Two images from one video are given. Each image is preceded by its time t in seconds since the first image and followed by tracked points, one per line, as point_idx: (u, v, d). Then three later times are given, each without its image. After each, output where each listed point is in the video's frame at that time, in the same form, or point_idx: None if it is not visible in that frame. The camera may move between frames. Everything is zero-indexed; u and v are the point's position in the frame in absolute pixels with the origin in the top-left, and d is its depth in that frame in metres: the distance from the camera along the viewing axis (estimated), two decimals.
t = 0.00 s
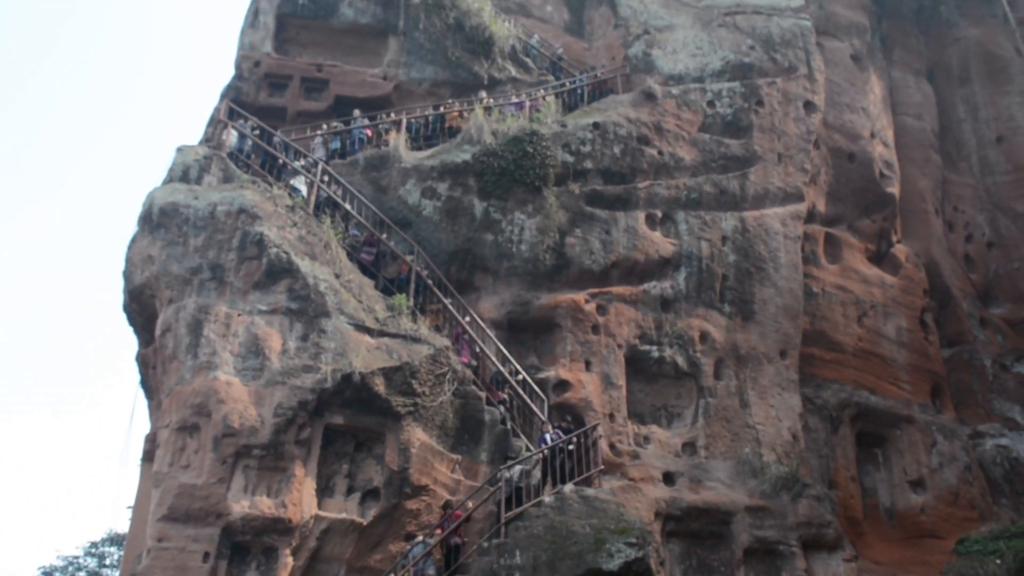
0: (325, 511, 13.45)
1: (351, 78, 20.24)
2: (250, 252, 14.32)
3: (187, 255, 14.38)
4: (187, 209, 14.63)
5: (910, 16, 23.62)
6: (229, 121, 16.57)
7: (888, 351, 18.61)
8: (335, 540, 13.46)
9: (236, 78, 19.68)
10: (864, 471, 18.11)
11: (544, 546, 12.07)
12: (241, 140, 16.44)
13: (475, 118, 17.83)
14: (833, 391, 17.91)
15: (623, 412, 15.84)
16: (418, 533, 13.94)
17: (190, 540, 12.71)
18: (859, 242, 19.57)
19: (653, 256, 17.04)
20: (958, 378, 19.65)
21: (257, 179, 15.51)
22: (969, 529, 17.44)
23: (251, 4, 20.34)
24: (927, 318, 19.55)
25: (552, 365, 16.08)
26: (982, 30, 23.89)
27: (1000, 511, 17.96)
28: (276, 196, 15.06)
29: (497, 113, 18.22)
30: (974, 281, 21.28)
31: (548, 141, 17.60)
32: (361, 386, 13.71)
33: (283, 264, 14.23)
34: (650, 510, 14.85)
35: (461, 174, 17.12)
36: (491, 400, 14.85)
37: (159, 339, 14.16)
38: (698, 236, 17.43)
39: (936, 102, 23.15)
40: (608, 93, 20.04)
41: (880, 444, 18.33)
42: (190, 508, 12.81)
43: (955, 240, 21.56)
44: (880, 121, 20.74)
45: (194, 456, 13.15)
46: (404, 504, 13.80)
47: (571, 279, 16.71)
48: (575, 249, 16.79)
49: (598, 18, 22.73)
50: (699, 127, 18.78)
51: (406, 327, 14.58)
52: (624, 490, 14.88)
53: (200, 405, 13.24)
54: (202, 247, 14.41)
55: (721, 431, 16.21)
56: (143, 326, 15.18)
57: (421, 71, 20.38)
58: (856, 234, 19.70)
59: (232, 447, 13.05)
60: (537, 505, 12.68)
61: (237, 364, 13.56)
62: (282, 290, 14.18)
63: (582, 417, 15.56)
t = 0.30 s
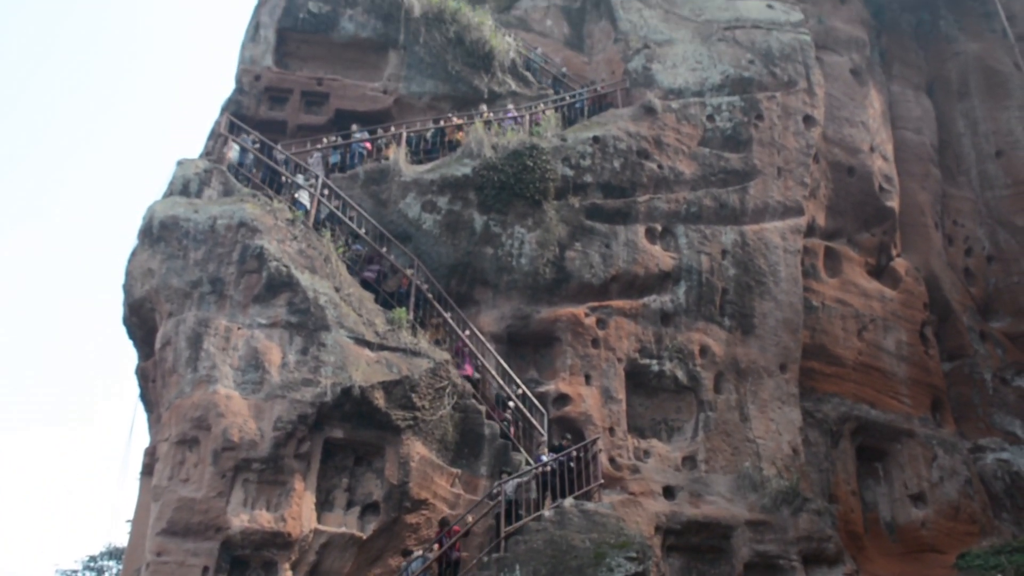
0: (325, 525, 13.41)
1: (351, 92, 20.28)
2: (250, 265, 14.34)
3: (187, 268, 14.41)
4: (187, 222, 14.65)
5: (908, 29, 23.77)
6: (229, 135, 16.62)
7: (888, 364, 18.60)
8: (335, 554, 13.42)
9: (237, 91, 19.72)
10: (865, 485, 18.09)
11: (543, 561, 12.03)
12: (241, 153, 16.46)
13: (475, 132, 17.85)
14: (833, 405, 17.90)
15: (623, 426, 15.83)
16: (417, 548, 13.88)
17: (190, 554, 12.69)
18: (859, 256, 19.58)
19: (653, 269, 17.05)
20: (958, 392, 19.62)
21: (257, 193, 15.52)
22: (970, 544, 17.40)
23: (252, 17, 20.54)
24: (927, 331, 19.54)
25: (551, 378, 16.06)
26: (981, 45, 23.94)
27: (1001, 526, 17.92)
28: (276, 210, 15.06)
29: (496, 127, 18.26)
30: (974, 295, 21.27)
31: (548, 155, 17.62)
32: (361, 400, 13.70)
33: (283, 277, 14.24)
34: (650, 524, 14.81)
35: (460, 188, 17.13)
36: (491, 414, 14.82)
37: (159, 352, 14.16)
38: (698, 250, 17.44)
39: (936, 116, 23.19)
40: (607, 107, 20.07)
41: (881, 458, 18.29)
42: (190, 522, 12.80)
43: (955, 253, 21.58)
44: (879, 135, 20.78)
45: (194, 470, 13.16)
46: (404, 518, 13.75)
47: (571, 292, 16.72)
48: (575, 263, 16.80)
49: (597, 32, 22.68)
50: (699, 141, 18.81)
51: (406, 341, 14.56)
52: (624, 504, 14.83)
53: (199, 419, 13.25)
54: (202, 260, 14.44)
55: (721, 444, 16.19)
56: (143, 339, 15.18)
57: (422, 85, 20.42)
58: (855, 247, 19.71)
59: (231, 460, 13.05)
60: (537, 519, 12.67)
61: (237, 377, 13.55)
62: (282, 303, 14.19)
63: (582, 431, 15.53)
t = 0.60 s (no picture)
0: (325, 541, 13.39)
1: (352, 108, 20.34)
2: (250, 281, 14.36)
3: (188, 284, 14.43)
4: (188, 238, 14.70)
5: (907, 44, 23.76)
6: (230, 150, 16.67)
7: (889, 379, 18.59)
8: (335, 570, 13.38)
9: (238, 107, 19.78)
10: (866, 501, 18.06)
11: None
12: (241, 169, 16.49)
13: (475, 148, 17.89)
14: (833, 420, 17.89)
15: (623, 441, 15.81)
16: (417, 565, 13.81)
17: (189, 570, 12.67)
18: (860, 271, 19.59)
19: (653, 285, 17.06)
20: (959, 407, 19.59)
21: (257, 208, 15.55)
22: (972, 559, 17.34)
23: (252, 34, 20.60)
24: (928, 346, 19.54)
25: (552, 394, 16.04)
26: (980, 60, 23.96)
27: (1003, 541, 17.86)
28: (277, 225, 15.10)
29: (497, 142, 18.28)
30: (974, 310, 21.26)
31: (548, 170, 17.66)
32: (361, 416, 13.69)
33: (284, 293, 14.25)
34: (650, 540, 14.80)
35: (461, 204, 17.17)
36: (491, 430, 14.79)
37: (159, 368, 14.16)
38: (698, 265, 17.46)
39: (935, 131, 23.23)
40: (608, 121, 20.11)
41: (882, 473, 18.25)
42: (189, 538, 12.78)
43: (956, 268, 21.58)
44: (879, 150, 20.83)
45: (194, 486, 13.15)
46: (404, 534, 13.71)
47: (572, 307, 16.71)
48: (575, 278, 16.81)
49: (598, 47, 22.73)
50: (699, 157, 18.84)
51: (406, 356, 14.55)
52: (624, 520, 14.83)
53: (199, 435, 13.25)
54: (202, 276, 14.47)
55: (722, 460, 16.18)
56: (143, 355, 15.16)
57: (422, 101, 20.47)
58: (856, 262, 19.72)
59: (232, 476, 13.03)
60: (537, 535, 12.61)
61: (237, 393, 13.56)
62: (282, 319, 14.19)
63: (583, 446, 15.52)
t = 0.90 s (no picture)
0: (325, 559, 13.38)
1: (352, 125, 20.39)
2: (250, 298, 14.36)
3: (188, 301, 14.47)
4: (188, 255, 14.74)
5: (905, 62, 23.90)
6: (230, 168, 16.73)
7: (889, 396, 18.57)
8: None
9: (238, 124, 19.84)
10: (867, 518, 18.02)
11: None
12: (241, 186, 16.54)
13: (475, 165, 17.91)
14: (834, 437, 17.87)
15: (623, 459, 15.78)
16: None
17: None
18: (859, 288, 19.59)
19: (653, 302, 17.06)
20: (960, 424, 19.55)
21: (257, 226, 15.56)
22: None
23: (253, 51, 20.71)
24: (928, 363, 19.52)
25: (552, 412, 16.03)
26: (979, 77, 24.00)
27: (1005, 559, 17.79)
28: (276, 243, 15.12)
29: (496, 160, 18.29)
30: (974, 326, 21.24)
31: (547, 188, 17.69)
32: (360, 434, 13.66)
33: (283, 310, 14.24)
34: (650, 558, 14.77)
35: (460, 221, 17.19)
36: (491, 448, 14.77)
37: (158, 386, 14.17)
38: (698, 282, 17.46)
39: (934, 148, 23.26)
40: (607, 137, 20.15)
41: (883, 491, 18.23)
42: (189, 556, 12.75)
43: (955, 284, 21.58)
44: (878, 167, 20.86)
45: (193, 504, 13.11)
46: (404, 552, 13.64)
47: (571, 325, 16.69)
48: (575, 295, 16.80)
49: (597, 65, 22.76)
50: (698, 174, 18.87)
51: (406, 374, 14.54)
52: (624, 538, 14.75)
53: (199, 452, 13.22)
54: (202, 293, 14.50)
55: (722, 477, 16.15)
56: (143, 372, 15.14)
57: (422, 118, 20.52)
58: (855, 279, 19.73)
59: (231, 494, 13.00)
60: (537, 553, 12.66)
61: (236, 411, 13.54)
62: (282, 336, 14.17)
63: (582, 464, 15.48)
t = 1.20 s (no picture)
0: None
1: (350, 144, 20.42)
2: (248, 316, 14.36)
3: (186, 319, 14.48)
4: (187, 273, 14.76)
5: (901, 81, 24.01)
6: (229, 187, 16.77)
7: (887, 415, 18.55)
8: None
9: (237, 143, 19.90)
10: (865, 537, 18.02)
11: None
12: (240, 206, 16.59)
13: (474, 184, 17.93)
14: (832, 456, 17.89)
15: (621, 478, 15.75)
16: None
17: None
18: (857, 306, 19.61)
19: (651, 320, 17.06)
20: (958, 443, 19.52)
21: (256, 244, 15.57)
22: None
23: (252, 70, 20.80)
24: (926, 381, 19.50)
25: (550, 430, 16.01)
26: (975, 96, 24.07)
27: None
28: (275, 261, 15.13)
29: (494, 178, 18.33)
30: (971, 345, 21.24)
31: (546, 207, 17.71)
32: (358, 452, 13.63)
33: (281, 328, 14.24)
34: None
35: (458, 239, 17.19)
36: (489, 467, 14.71)
37: (156, 404, 14.17)
38: (696, 301, 17.48)
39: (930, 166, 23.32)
40: (605, 155, 20.18)
41: (881, 509, 18.22)
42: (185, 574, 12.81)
43: (953, 303, 21.59)
44: (875, 185, 20.91)
45: (189, 522, 13.15)
46: (402, 572, 13.56)
47: (569, 343, 16.69)
48: (573, 313, 16.80)
49: (596, 84, 22.84)
50: (696, 192, 18.91)
51: (404, 392, 14.49)
52: (623, 557, 14.81)
53: (196, 471, 13.24)
54: (200, 311, 14.50)
55: (720, 496, 16.13)
56: (140, 391, 15.09)
57: (420, 137, 20.60)
58: (853, 297, 19.74)
59: (228, 513, 13.02)
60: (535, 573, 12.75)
61: (234, 429, 13.53)
62: (280, 354, 14.16)
63: (581, 482, 15.47)
